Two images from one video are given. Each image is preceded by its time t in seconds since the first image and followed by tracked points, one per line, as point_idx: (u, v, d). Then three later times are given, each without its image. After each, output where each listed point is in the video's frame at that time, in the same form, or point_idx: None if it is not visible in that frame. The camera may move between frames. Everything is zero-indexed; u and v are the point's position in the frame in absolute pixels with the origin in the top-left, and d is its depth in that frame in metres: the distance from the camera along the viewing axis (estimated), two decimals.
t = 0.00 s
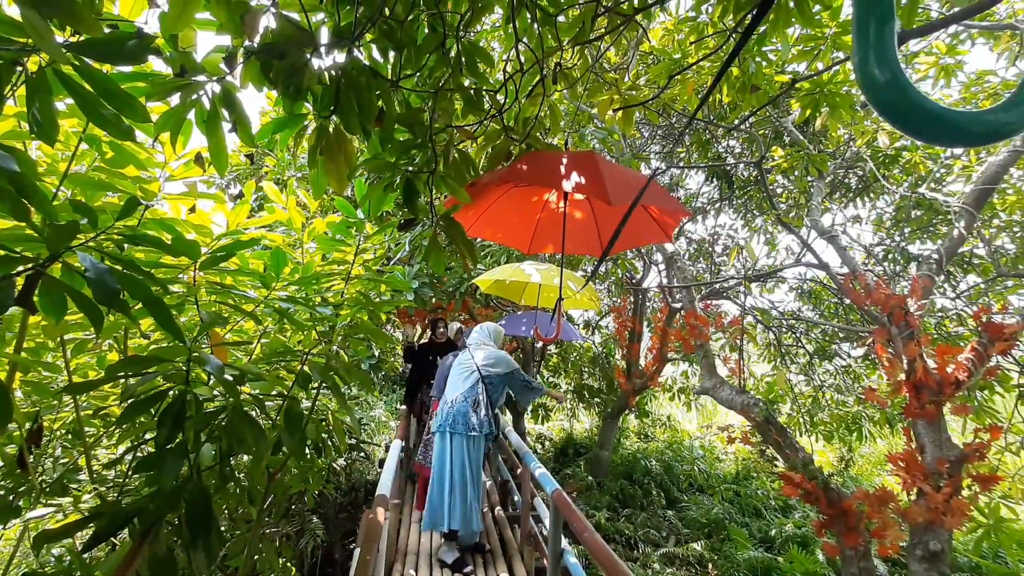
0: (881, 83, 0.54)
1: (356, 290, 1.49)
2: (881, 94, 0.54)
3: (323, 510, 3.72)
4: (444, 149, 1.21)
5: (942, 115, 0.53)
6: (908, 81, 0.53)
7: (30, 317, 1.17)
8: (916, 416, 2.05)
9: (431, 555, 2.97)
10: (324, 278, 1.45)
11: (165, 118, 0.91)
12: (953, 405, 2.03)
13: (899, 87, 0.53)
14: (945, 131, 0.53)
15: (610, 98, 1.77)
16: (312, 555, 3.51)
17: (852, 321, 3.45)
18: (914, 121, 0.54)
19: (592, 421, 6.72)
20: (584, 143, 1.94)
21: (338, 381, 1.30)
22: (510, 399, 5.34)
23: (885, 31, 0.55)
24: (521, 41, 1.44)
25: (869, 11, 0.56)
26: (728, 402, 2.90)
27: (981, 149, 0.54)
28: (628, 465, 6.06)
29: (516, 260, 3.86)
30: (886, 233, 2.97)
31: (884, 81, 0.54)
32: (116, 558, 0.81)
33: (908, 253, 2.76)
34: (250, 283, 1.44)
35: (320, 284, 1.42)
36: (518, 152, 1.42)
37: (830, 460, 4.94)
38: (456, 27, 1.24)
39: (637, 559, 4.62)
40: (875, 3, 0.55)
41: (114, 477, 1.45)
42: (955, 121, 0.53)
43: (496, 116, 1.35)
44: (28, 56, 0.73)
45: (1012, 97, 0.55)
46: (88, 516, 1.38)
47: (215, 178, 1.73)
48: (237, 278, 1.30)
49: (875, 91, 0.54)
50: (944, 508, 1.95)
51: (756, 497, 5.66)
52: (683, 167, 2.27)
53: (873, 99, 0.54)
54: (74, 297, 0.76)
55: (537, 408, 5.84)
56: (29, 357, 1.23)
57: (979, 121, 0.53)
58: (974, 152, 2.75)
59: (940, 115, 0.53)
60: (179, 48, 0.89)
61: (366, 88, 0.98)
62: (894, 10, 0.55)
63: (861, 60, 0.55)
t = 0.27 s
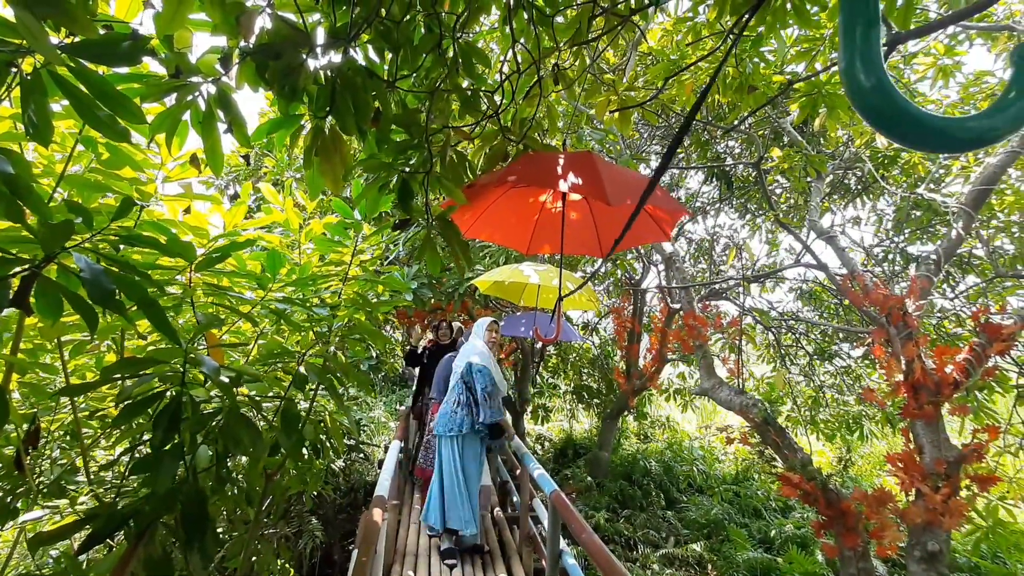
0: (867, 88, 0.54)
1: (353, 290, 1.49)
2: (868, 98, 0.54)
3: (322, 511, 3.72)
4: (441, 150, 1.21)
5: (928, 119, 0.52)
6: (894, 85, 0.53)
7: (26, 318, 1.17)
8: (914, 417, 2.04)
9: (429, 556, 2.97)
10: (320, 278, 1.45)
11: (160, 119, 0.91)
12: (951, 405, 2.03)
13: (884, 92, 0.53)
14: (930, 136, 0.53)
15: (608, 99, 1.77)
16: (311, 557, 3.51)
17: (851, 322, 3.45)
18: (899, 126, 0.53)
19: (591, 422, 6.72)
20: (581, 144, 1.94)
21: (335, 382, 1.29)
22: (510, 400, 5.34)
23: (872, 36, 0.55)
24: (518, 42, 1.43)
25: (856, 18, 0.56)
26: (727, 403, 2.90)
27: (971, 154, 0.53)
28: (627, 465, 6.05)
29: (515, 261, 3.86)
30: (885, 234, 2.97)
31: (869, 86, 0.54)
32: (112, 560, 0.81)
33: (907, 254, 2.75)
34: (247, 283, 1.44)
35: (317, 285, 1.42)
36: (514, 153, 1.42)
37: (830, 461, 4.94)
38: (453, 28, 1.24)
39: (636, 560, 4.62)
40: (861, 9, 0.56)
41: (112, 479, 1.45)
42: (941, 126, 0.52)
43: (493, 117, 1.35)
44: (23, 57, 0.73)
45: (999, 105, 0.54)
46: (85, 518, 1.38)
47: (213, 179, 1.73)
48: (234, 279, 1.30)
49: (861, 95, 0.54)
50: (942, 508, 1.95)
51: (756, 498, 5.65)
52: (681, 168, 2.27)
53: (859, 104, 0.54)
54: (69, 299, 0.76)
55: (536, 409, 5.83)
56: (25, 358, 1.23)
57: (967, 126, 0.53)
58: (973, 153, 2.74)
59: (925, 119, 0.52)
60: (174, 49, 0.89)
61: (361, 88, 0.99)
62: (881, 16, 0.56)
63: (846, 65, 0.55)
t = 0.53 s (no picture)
0: (863, 89, 0.54)
1: (352, 291, 1.49)
2: (864, 99, 0.54)
3: (322, 513, 3.72)
4: (439, 151, 1.21)
5: (925, 120, 0.52)
6: (890, 86, 0.53)
7: (24, 320, 1.16)
8: (915, 417, 2.04)
9: (430, 558, 2.97)
10: (319, 279, 1.45)
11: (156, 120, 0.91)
12: (951, 405, 2.03)
13: (880, 93, 0.53)
14: (927, 137, 0.53)
15: (606, 100, 1.77)
16: (311, 558, 3.51)
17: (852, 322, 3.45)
18: (896, 127, 0.53)
19: (592, 423, 6.72)
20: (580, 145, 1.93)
21: (334, 383, 1.29)
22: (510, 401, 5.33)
23: (868, 35, 0.55)
24: (516, 43, 1.43)
25: (852, 16, 0.56)
26: (727, 403, 2.90)
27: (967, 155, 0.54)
28: (628, 466, 6.05)
29: (515, 262, 3.85)
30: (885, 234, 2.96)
31: (865, 87, 0.54)
32: (111, 562, 0.81)
33: (907, 254, 2.75)
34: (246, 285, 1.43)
35: (316, 286, 1.42)
36: (513, 154, 1.42)
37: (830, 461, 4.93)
38: (450, 29, 1.24)
39: (637, 561, 4.62)
40: (856, 8, 0.55)
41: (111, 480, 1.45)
42: (938, 127, 0.53)
43: (491, 118, 1.35)
44: (20, 59, 0.73)
45: (994, 105, 0.54)
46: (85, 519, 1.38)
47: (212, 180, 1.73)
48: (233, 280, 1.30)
49: (858, 96, 0.54)
50: (942, 509, 1.95)
51: (757, 498, 5.64)
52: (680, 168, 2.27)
53: (855, 105, 0.54)
54: (67, 301, 0.76)
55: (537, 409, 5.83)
56: (24, 360, 1.23)
57: (965, 126, 0.53)
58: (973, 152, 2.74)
59: (921, 120, 0.52)
60: (171, 50, 0.89)
61: (359, 90, 0.99)
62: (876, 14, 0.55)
63: (842, 66, 0.55)
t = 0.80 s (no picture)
0: (845, 88, 0.56)
1: (350, 292, 1.49)
2: (846, 97, 0.56)
3: (322, 513, 3.72)
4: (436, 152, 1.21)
5: (905, 120, 0.55)
6: (873, 85, 0.56)
7: (23, 322, 1.17)
8: (915, 416, 2.04)
9: (430, 558, 2.97)
10: (318, 281, 1.45)
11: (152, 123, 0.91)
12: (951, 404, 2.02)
13: (862, 92, 0.56)
14: (907, 134, 0.56)
15: (605, 100, 1.76)
16: (311, 558, 3.51)
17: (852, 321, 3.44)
18: (876, 127, 0.56)
19: (593, 422, 6.71)
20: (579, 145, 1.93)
21: (332, 384, 1.29)
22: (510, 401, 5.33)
23: (849, 36, 0.57)
24: (513, 44, 1.43)
25: (834, 18, 0.58)
26: (727, 403, 2.89)
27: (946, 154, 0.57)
28: (629, 466, 6.04)
29: (514, 262, 3.85)
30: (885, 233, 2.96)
31: (847, 85, 0.56)
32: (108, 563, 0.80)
33: (907, 253, 2.74)
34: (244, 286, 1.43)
35: (314, 287, 1.42)
36: (510, 155, 1.42)
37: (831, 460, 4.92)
38: (447, 30, 1.24)
39: (638, 561, 4.61)
40: (838, 10, 0.58)
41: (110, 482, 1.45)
42: (917, 125, 0.55)
43: (488, 119, 1.35)
44: (15, 63, 0.73)
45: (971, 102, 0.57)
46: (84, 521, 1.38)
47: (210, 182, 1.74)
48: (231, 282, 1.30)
49: (840, 95, 0.57)
50: (943, 508, 1.94)
51: (758, 498, 5.63)
52: (679, 167, 2.26)
53: (838, 104, 0.57)
54: (63, 303, 0.76)
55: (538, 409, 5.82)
56: (22, 362, 1.23)
57: (943, 124, 0.56)
58: (973, 150, 2.73)
59: (900, 119, 0.55)
60: (167, 53, 0.89)
61: (355, 92, 0.98)
62: (858, 15, 0.58)
63: (825, 66, 0.57)
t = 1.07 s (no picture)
0: (828, 85, 0.56)
1: (351, 293, 1.49)
2: (829, 95, 0.56)
3: (324, 513, 3.72)
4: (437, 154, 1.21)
5: (890, 116, 0.56)
6: (857, 81, 0.56)
7: (24, 323, 1.17)
8: (916, 415, 2.03)
9: (431, 559, 2.97)
10: (318, 282, 1.45)
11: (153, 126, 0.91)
12: (953, 403, 2.02)
13: (845, 89, 0.56)
14: (894, 131, 0.56)
15: (605, 100, 1.76)
16: (313, 558, 3.52)
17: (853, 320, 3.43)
18: (860, 125, 0.57)
19: (594, 422, 6.71)
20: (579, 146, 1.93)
21: (332, 386, 1.29)
22: (511, 401, 5.33)
23: (831, 33, 0.58)
24: (513, 45, 1.43)
25: (816, 15, 0.58)
26: (728, 402, 2.89)
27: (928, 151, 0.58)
28: (630, 465, 6.04)
29: (515, 262, 3.85)
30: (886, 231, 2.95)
31: (830, 83, 0.56)
32: (108, 565, 0.80)
33: (908, 251, 2.73)
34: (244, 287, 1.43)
35: (314, 288, 1.42)
36: (511, 156, 1.42)
37: (833, 459, 4.92)
38: (447, 32, 1.24)
39: (640, 560, 4.61)
40: (820, 8, 0.58)
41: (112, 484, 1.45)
42: (902, 121, 0.56)
43: (488, 120, 1.35)
44: (15, 68, 0.73)
45: (955, 101, 0.58)
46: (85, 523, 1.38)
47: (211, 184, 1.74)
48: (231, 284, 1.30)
49: (824, 93, 0.57)
50: (945, 507, 1.93)
51: (759, 497, 5.63)
52: (679, 167, 2.26)
53: (822, 101, 0.57)
54: (64, 307, 0.76)
55: (539, 409, 5.82)
56: (23, 364, 1.23)
57: (928, 121, 0.56)
58: (974, 148, 2.72)
59: (885, 116, 0.56)
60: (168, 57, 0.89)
61: (355, 95, 0.99)
62: (839, 12, 0.58)
63: (808, 64, 0.57)
